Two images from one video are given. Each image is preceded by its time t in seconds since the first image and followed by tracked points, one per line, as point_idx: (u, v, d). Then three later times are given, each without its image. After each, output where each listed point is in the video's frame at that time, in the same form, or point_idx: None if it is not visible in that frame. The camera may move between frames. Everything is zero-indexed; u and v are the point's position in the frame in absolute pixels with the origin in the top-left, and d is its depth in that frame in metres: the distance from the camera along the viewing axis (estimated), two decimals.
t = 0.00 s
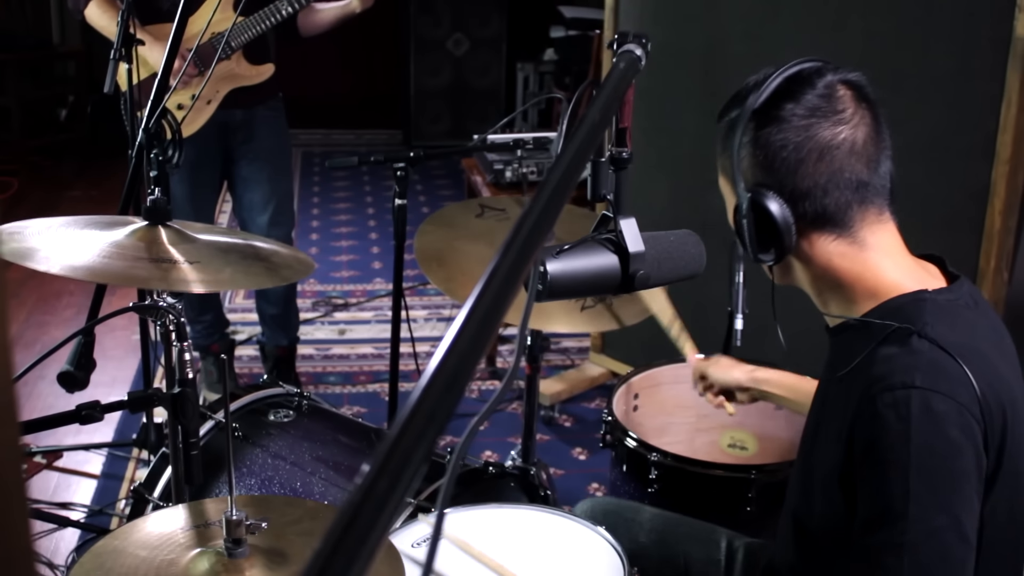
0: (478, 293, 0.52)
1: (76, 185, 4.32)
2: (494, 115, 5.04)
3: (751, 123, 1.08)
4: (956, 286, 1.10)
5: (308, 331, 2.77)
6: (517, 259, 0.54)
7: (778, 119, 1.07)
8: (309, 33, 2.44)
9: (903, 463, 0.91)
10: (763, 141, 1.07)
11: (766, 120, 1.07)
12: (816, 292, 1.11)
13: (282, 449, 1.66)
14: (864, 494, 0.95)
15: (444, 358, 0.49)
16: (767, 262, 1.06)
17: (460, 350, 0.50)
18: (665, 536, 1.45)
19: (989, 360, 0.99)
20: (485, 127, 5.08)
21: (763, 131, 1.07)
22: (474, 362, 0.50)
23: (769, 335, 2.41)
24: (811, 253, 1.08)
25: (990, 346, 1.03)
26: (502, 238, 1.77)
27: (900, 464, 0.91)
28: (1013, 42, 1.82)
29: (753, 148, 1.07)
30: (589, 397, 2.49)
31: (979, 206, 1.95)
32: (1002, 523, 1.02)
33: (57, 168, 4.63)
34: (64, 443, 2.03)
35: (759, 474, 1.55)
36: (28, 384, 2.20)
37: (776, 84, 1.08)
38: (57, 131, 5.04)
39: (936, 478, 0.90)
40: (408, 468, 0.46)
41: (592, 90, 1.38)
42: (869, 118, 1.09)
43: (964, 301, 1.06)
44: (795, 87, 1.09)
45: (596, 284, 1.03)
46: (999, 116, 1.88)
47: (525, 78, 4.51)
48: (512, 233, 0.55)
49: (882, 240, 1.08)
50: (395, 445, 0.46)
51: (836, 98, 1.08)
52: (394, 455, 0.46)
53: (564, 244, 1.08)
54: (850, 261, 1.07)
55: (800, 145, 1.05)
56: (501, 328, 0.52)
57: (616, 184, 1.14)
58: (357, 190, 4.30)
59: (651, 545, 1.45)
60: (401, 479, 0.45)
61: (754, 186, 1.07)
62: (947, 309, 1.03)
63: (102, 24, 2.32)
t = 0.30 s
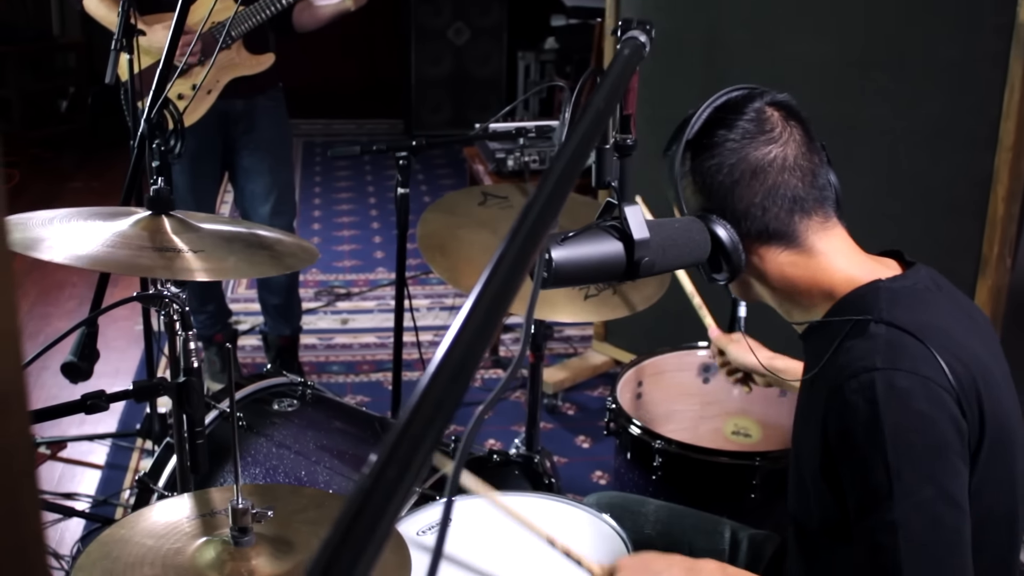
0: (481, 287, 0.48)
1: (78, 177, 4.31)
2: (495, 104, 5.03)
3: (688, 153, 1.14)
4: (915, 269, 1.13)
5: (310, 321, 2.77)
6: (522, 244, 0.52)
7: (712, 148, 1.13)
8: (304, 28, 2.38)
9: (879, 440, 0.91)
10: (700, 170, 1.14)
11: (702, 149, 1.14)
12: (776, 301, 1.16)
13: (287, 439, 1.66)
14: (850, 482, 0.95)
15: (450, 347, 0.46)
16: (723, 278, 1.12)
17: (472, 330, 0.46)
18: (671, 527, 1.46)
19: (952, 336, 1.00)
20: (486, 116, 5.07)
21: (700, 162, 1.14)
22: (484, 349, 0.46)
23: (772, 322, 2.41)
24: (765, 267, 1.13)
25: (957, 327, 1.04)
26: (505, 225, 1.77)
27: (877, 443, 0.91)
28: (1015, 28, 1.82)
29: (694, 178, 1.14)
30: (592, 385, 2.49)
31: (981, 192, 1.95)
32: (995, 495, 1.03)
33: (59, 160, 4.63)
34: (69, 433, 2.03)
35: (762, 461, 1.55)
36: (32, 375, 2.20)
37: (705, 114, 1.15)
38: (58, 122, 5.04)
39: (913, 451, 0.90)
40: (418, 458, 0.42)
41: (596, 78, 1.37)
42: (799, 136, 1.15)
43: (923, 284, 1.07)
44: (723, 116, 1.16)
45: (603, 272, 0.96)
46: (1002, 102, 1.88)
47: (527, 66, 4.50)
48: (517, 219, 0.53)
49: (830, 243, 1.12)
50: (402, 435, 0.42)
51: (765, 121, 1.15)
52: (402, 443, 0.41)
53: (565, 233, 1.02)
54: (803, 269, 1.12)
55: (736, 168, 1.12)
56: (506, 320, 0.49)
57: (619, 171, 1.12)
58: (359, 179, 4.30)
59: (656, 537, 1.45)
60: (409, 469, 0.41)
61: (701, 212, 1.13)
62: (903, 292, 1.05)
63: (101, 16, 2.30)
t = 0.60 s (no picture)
0: (495, 278, 0.50)
1: (83, 162, 4.29)
2: (502, 90, 5.02)
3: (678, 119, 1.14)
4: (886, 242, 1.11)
5: (317, 306, 2.77)
6: (539, 231, 0.53)
7: (703, 115, 1.13)
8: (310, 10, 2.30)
9: (857, 400, 0.92)
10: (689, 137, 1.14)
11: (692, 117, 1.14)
12: (752, 271, 1.16)
13: (295, 424, 1.66)
14: (837, 444, 0.95)
15: (464, 337, 0.48)
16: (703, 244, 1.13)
17: (487, 320, 0.49)
18: (678, 513, 1.46)
19: (913, 290, 1.01)
20: (494, 103, 5.05)
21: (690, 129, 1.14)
22: (499, 338, 0.49)
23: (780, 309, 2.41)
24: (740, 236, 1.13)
25: (919, 283, 1.04)
26: (514, 211, 1.77)
27: (857, 403, 0.92)
28: None
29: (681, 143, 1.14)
30: (599, 371, 2.50)
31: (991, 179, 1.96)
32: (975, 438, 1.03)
33: (65, 144, 4.62)
34: (76, 417, 2.03)
35: (771, 448, 1.55)
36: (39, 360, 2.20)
37: (701, 82, 1.15)
38: (64, 106, 5.03)
39: (892, 404, 0.90)
40: (437, 440, 0.45)
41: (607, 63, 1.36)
42: (793, 110, 1.14)
43: (896, 249, 1.08)
44: (718, 85, 1.15)
45: (615, 258, 0.96)
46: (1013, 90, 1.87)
47: (534, 52, 4.49)
48: (533, 206, 0.54)
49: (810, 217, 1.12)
50: (419, 420, 0.45)
51: (760, 92, 1.14)
52: (420, 431, 0.45)
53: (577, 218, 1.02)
54: (779, 241, 1.12)
55: (724, 138, 1.11)
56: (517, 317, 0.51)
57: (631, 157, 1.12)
58: (365, 165, 4.28)
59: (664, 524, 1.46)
60: (428, 454, 0.44)
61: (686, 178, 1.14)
62: (868, 256, 1.04)
63: None
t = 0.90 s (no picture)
0: (503, 284, 0.50)
1: (87, 161, 4.29)
2: (506, 90, 5.01)
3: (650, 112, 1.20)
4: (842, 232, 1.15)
5: (321, 306, 2.76)
6: (549, 234, 0.52)
7: (672, 109, 1.19)
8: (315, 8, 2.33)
9: (821, 364, 0.98)
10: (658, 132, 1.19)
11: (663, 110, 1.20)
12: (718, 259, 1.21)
13: (299, 424, 1.66)
14: (807, 414, 1.00)
15: (475, 341, 0.48)
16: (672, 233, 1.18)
17: (495, 324, 0.49)
18: (683, 512, 1.46)
19: (861, 264, 1.08)
20: (497, 103, 5.04)
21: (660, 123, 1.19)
22: (510, 339, 0.49)
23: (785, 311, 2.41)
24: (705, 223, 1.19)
25: (874, 260, 1.11)
26: (519, 212, 1.77)
27: (822, 368, 0.98)
28: None
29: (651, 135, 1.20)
30: (603, 372, 2.49)
31: (995, 180, 1.97)
32: (950, 414, 1.07)
33: (69, 143, 4.62)
34: (80, 416, 2.02)
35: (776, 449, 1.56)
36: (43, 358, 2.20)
37: (672, 78, 1.21)
38: (69, 105, 5.04)
39: (853, 363, 0.97)
40: (446, 445, 0.44)
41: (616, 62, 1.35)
42: (759, 105, 1.19)
43: (852, 233, 1.15)
44: (687, 81, 1.21)
45: (621, 259, 1.01)
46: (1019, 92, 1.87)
47: (538, 52, 4.48)
48: (542, 208, 0.53)
49: (773, 208, 1.17)
50: (428, 427, 0.44)
51: (728, 88, 1.19)
52: (429, 436, 0.43)
53: (586, 219, 1.05)
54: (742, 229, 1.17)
55: (690, 131, 1.17)
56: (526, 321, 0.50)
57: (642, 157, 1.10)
58: (369, 165, 4.28)
59: (669, 521, 1.46)
60: (439, 458, 0.43)
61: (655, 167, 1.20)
62: (824, 241, 1.11)
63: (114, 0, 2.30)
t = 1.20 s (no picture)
0: (515, 280, 0.50)
1: (91, 159, 4.30)
2: (511, 88, 5.01)
3: (696, 97, 1.15)
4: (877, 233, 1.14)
5: (325, 304, 2.76)
6: (560, 230, 0.53)
7: (721, 95, 1.14)
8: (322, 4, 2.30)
9: (833, 385, 0.93)
10: (703, 116, 1.14)
11: (710, 96, 1.15)
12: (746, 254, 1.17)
13: (304, 422, 1.66)
14: (811, 431, 0.96)
15: (487, 337, 0.48)
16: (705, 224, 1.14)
17: (507, 322, 0.48)
18: (690, 510, 1.46)
19: (892, 285, 1.02)
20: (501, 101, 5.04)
21: (706, 107, 1.14)
22: (512, 353, 0.48)
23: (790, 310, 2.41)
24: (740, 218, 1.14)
25: (903, 279, 1.06)
26: (525, 211, 1.77)
27: (832, 388, 0.93)
28: None
29: (695, 120, 1.14)
30: (607, 371, 2.50)
31: (999, 180, 1.98)
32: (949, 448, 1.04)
33: (73, 140, 4.63)
34: (84, 414, 2.02)
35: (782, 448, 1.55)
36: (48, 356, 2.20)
37: (722, 64, 1.15)
38: (73, 102, 5.04)
39: (865, 389, 0.92)
40: (459, 444, 0.43)
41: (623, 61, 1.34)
42: (810, 104, 1.15)
43: (886, 245, 1.09)
44: (739, 69, 1.16)
45: (629, 258, 1.00)
46: None
47: (543, 51, 4.48)
48: (554, 203, 0.54)
49: (810, 209, 1.14)
50: (441, 423, 0.44)
51: (779, 79, 1.15)
52: (440, 434, 0.43)
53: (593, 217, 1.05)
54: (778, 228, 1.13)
55: (739, 122, 1.12)
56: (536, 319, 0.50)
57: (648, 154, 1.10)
58: (373, 163, 4.28)
59: (674, 519, 1.46)
60: (452, 455, 0.43)
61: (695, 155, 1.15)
62: (855, 250, 1.06)
63: None
